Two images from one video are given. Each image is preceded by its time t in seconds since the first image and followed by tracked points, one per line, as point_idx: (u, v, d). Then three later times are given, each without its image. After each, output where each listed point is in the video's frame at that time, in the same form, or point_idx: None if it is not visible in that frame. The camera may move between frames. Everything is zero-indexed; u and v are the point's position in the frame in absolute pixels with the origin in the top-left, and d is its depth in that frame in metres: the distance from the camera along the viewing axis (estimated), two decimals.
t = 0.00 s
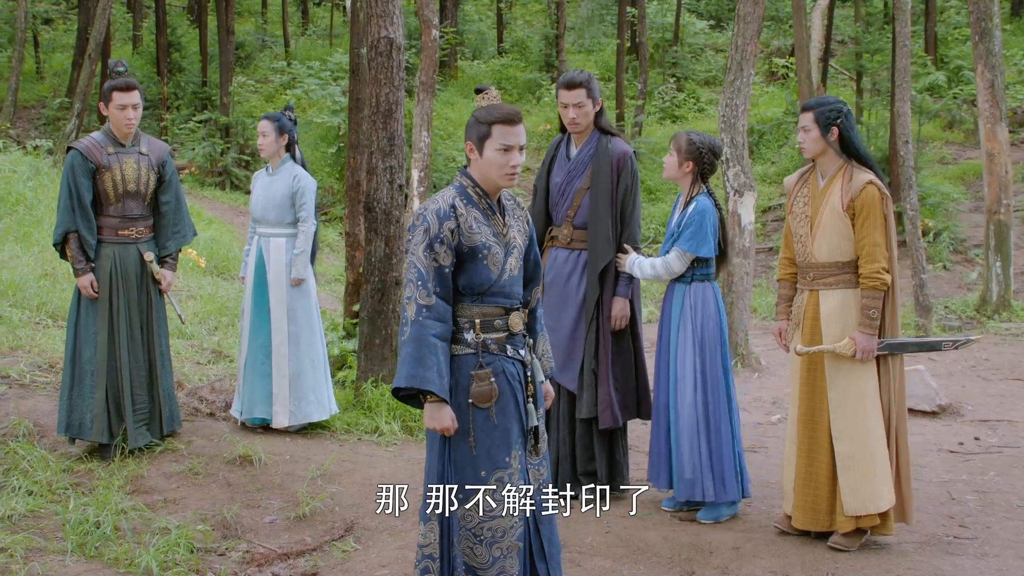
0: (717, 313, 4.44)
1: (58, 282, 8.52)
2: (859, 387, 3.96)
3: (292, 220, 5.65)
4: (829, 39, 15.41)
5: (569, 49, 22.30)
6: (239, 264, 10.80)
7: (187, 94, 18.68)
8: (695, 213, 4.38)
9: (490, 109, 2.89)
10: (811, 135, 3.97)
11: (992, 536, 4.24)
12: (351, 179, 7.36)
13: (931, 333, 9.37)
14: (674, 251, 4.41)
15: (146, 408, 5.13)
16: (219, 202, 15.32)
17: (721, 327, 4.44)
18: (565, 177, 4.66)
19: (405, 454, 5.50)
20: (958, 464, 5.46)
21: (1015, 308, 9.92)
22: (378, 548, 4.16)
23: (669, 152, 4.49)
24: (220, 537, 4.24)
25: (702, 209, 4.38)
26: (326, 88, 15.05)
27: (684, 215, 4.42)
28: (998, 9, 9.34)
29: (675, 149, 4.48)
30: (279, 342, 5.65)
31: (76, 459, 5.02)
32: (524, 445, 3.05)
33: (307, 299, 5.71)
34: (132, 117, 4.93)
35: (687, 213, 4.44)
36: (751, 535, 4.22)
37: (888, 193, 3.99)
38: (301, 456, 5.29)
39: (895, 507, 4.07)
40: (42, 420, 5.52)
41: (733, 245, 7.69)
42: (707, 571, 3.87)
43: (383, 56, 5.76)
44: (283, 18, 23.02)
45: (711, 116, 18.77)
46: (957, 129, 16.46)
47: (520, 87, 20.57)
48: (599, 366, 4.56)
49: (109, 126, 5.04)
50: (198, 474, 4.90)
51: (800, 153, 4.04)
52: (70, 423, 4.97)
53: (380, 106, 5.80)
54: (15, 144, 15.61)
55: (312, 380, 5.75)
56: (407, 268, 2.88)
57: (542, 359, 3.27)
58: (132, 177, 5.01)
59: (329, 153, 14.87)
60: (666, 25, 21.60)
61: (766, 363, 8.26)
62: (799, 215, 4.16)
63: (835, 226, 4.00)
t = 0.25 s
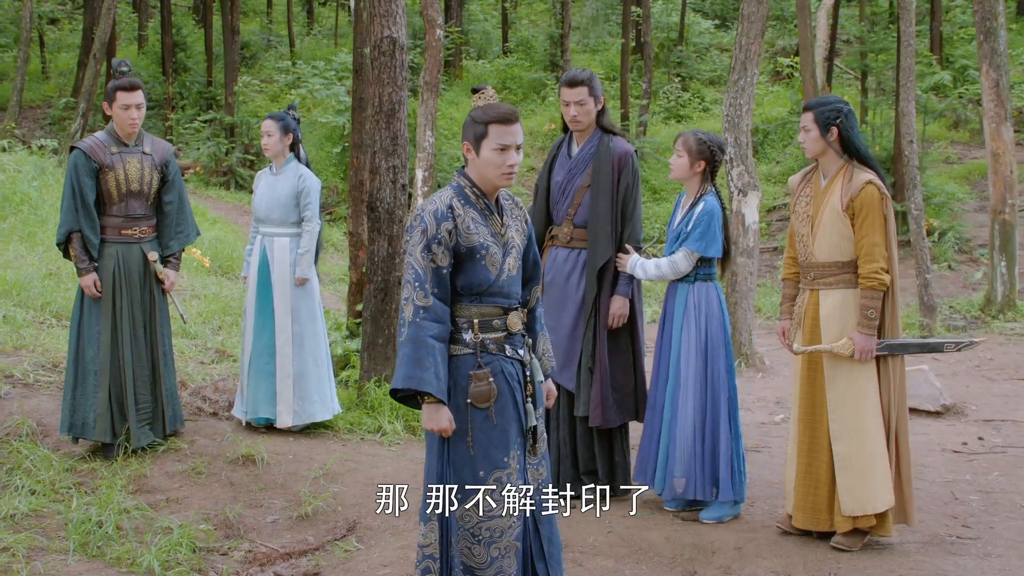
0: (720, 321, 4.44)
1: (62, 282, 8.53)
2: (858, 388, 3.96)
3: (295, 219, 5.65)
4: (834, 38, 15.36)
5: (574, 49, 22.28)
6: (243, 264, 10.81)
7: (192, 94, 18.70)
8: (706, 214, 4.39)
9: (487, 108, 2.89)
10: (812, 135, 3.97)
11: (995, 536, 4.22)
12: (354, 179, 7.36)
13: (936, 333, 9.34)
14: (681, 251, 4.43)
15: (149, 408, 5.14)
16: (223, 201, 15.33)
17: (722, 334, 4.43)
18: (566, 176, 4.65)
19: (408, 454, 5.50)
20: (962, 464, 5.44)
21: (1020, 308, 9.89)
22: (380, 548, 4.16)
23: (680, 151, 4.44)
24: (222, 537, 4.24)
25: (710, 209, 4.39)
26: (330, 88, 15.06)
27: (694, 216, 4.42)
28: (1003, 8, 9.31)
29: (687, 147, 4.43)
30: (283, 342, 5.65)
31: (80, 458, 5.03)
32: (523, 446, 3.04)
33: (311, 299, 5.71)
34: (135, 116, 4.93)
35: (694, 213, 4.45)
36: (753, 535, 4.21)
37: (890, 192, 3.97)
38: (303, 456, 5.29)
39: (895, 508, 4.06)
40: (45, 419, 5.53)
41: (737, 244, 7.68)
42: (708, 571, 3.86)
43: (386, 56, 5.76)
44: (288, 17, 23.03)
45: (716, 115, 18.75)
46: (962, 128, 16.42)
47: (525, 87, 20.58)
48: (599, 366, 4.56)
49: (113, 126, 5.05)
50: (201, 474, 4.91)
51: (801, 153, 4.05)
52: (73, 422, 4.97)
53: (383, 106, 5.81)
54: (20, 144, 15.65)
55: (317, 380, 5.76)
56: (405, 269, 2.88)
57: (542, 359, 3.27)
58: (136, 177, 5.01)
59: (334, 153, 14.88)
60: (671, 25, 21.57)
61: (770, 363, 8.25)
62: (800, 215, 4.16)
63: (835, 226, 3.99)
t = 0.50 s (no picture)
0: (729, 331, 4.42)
1: (67, 282, 8.54)
2: (858, 389, 3.96)
3: (298, 219, 5.65)
4: (840, 37, 15.32)
5: (579, 49, 22.26)
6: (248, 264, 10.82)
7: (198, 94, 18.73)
8: (717, 214, 4.39)
9: (483, 109, 2.88)
10: (813, 136, 3.96)
11: (999, 537, 4.21)
12: (358, 179, 7.36)
13: (941, 334, 9.31)
14: (691, 250, 4.42)
15: (152, 408, 5.14)
16: (229, 202, 15.35)
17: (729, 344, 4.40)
18: (568, 175, 4.65)
19: (411, 455, 5.50)
20: (966, 465, 5.42)
21: None
22: (383, 548, 4.16)
23: (694, 151, 4.38)
24: (225, 537, 4.25)
25: (721, 209, 4.38)
26: (336, 88, 15.07)
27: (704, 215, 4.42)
28: (1009, 8, 9.28)
29: (701, 147, 4.38)
30: (288, 342, 5.64)
31: (84, 458, 5.04)
32: (523, 446, 3.04)
33: (316, 299, 5.71)
34: (140, 117, 4.94)
35: (704, 212, 4.44)
36: (756, 535, 4.20)
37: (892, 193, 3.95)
38: (307, 456, 5.29)
39: (897, 510, 4.05)
40: (49, 419, 5.54)
41: (741, 245, 7.66)
42: (711, 572, 3.86)
43: (390, 56, 5.76)
44: (294, 17, 23.04)
45: (722, 115, 18.73)
46: (969, 128, 16.38)
47: (531, 87, 20.60)
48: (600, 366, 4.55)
49: (117, 126, 5.06)
50: (204, 473, 4.92)
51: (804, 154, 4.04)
52: (77, 422, 4.98)
53: (387, 107, 5.81)
54: (27, 144, 15.67)
55: (322, 380, 5.76)
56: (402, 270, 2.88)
57: (542, 359, 3.26)
58: (140, 177, 5.02)
59: (339, 153, 14.88)
60: (677, 25, 21.54)
61: (775, 363, 8.23)
62: (804, 215, 4.16)
63: (837, 226, 3.99)
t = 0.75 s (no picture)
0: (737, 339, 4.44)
1: (72, 282, 8.55)
2: (860, 389, 3.95)
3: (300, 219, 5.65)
4: (846, 37, 15.28)
5: (585, 49, 22.24)
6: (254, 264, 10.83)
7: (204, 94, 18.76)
8: (732, 214, 4.40)
9: (479, 108, 2.87)
10: (816, 136, 3.95)
11: (1003, 537, 4.20)
12: (362, 179, 7.36)
13: (946, 334, 9.29)
14: (706, 251, 4.40)
15: (156, 407, 5.15)
16: (234, 202, 15.36)
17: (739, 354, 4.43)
18: (571, 175, 4.65)
19: (414, 454, 5.50)
20: (970, 465, 5.41)
21: None
22: (386, 548, 4.16)
23: (699, 150, 4.36)
24: (228, 536, 4.25)
25: (732, 210, 4.40)
26: (341, 88, 15.07)
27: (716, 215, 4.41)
28: (1015, 8, 9.25)
29: (705, 146, 4.36)
30: (291, 342, 5.64)
31: (87, 458, 5.05)
32: (523, 445, 3.03)
33: (318, 299, 5.71)
34: (144, 117, 4.94)
35: (713, 213, 4.43)
36: (760, 535, 4.20)
37: (895, 193, 3.93)
38: (310, 456, 5.30)
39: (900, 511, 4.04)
40: (53, 419, 5.55)
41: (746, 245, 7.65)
42: (714, 572, 3.85)
43: (393, 56, 5.76)
44: (299, 17, 23.05)
45: (727, 115, 18.71)
46: (974, 128, 16.34)
47: (536, 87, 20.60)
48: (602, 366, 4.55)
49: (121, 126, 5.06)
50: (207, 473, 4.92)
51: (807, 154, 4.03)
52: (81, 421, 5.00)
53: (391, 107, 5.81)
54: (33, 144, 15.72)
55: (326, 379, 5.76)
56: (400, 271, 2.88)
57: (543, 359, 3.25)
58: (144, 176, 5.02)
59: (345, 153, 14.88)
60: (682, 25, 21.51)
61: (779, 363, 8.22)
62: (807, 216, 4.15)
63: (839, 227, 3.98)
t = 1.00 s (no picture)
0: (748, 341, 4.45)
1: (77, 281, 8.57)
2: (863, 389, 3.94)
3: (301, 218, 5.66)
4: (851, 36, 15.25)
5: (590, 49, 22.24)
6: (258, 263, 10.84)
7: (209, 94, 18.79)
8: (744, 216, 4.40)
9: (476, 107, 2.87)
10: (820, 135, 3.94)
11: (1007, 538, 4.19)
12: (365, 179, 7.36)
13: (951, 334, 9.27)
14: (722, 254, 4.39)
15: (159, 406, 5.16)
16: (238, 201, 15.38)
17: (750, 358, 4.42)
18: (575, 174, 4.65)
19: (417, 454, 5.50)
20: (975, 465, 5.39)
21: None
22: (388, 548, 4.16)
23: (701, 152, 4.35)
24: (231, 536, 4.25)
25: (743, 211, 4.39)
26: (345, 88, 15.08)
27: (728, 217, 4.39)
28: (1020, 7, 9.23)
29: (708, 147, 4.35)
30: (292, 341, 5.65)
31: (91, 457, 5.06)
32: (523, 445, 3.03)
33: (318, 298, 5.72)
34: (148, 117, 4.95)
35: (724, 215, 4.42)
36: (763, 535, 4.19)
37: (898, 193, 3.92)
38: (313, 455, 5.30)
39: (902, 511, 4.02)
40: (57, 419, 5.56)
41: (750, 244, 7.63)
42: (717, 572, 3.85)
43: (396, 56, 5.76)
44: (305, 18, 23.07)
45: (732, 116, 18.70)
46: (979, 128, 16.30)
47: (541, 87, 20.60)
48: (602, 365, 4.55)
49: (125, 126, 5.07)
50: (211, 473, 4.93)
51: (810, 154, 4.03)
52: (84, 421, 5.00)
53: (394, 106, 5.81)
54: (39, 144, 15.77)
55: (327, 378, 5.76)
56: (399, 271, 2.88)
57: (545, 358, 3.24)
58: (147, 176, 5.02)
59: (349, 153, 14.89)
60: (687, 25, 21.49)
61: (783, 363, 8.21)
62: (810, 215, 4.14)
63: (842, 227, 3.98)
